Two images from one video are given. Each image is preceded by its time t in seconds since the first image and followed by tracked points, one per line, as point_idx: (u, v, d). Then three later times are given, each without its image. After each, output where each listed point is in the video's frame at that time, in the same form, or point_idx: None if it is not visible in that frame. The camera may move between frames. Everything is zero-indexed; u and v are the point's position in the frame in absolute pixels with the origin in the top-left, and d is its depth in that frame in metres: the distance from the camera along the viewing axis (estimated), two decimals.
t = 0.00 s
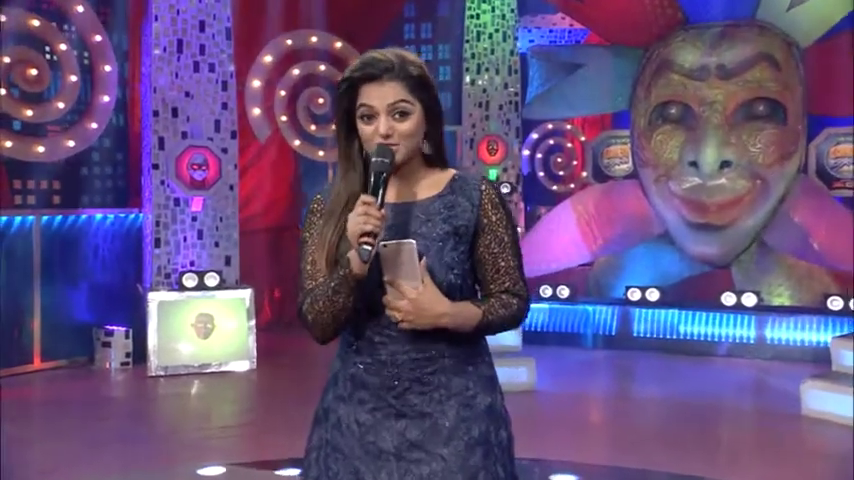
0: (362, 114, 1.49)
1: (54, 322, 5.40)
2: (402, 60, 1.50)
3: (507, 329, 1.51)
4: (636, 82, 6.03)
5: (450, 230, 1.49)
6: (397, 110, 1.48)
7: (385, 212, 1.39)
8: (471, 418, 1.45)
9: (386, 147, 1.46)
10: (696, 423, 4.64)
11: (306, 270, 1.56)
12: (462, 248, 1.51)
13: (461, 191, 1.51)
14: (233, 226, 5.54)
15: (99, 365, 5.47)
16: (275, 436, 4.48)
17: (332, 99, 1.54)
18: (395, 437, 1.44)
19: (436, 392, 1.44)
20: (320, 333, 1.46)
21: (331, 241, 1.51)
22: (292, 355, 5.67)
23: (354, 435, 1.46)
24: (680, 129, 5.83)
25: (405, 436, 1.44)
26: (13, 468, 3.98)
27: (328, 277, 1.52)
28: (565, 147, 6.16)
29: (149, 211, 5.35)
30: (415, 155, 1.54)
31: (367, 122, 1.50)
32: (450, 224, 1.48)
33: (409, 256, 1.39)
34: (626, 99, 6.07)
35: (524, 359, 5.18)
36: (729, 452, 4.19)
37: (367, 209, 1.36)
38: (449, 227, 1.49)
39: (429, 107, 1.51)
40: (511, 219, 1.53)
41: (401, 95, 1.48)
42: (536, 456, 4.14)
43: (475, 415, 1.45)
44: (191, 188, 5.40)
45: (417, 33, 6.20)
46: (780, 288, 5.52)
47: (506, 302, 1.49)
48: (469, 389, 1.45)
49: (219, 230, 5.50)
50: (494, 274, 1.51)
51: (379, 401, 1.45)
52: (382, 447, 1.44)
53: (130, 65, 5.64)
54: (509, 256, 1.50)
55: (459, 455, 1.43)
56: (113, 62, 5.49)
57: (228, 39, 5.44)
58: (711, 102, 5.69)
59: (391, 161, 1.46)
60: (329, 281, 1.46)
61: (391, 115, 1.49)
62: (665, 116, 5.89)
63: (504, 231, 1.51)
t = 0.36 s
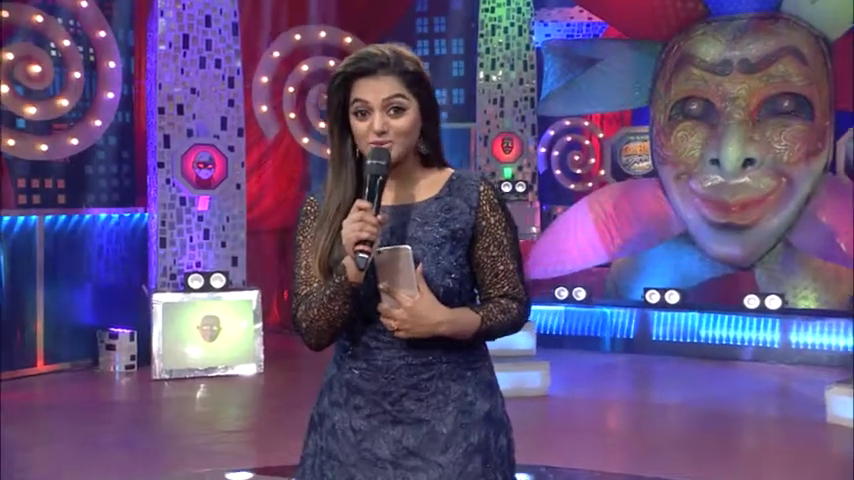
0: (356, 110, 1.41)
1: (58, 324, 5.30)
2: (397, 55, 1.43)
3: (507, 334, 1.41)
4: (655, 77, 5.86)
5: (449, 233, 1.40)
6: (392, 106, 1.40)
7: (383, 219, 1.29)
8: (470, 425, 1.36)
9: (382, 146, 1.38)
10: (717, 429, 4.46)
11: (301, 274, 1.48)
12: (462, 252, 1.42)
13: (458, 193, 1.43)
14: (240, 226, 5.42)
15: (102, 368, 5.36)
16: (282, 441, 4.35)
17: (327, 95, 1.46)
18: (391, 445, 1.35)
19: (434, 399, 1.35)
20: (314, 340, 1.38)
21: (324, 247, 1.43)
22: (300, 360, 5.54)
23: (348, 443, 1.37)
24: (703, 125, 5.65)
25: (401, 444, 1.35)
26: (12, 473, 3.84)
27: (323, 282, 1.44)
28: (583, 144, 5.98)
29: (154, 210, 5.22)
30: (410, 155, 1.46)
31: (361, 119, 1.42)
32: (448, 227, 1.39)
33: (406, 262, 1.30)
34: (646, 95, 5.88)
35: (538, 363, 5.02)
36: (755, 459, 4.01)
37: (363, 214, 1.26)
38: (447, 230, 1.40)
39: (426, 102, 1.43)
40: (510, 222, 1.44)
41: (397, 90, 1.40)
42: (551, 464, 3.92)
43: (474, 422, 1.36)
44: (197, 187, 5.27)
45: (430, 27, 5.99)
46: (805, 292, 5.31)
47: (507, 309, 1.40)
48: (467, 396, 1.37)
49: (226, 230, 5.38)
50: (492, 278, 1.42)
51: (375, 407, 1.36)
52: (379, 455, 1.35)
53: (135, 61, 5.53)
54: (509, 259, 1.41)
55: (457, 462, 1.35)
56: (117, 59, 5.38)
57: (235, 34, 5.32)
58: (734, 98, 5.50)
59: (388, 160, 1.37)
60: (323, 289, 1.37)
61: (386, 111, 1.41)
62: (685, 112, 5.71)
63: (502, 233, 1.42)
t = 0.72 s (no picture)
0: (354, 107, 1.37)
1: (66, 329, 5.24)
2: (399, 55, 1.38)
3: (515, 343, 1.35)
4: (674, 77, 5.70)
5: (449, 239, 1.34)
6: (392, 104, 1.35)
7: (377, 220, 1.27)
8: (469, 434, 1.32)
9: (378, 145, 1.33)
10: (739, 439, 4.31)
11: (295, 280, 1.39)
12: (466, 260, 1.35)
13: (457, 195, 1.36)
14: (250, 229, 5.33)
15: (111, 373, 5.30)
16: (291, 447, 4.25)
17: (322, 94, 1.40)
18: (389, 455, 1.31)
19: (432, 407, 1.31)
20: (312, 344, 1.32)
21: (321, 247, 1.36)
22: (312, 367, 5.45)
23: (346, 453, 1.33)
24: (724, 125, 5.48)
25: (400, 453, 1.31)
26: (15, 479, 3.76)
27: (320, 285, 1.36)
28: (601, 145, 5.85)
29: (163, 213, 5.15)
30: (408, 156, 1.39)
31: (359, 117, 1.37)
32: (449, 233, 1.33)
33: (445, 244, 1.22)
34: (667, 95, 5.73)
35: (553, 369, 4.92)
36: (779, 469, 3.85)
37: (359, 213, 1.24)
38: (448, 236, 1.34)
39: (426, 105, 1.39)
40: (512, 226, 1.38)
41: (398, 88, 1.35)
42: (565, 474, 3.77)
43: (474, 431, 1.32)
44: (206, 189, 5.19)
45: (444, 26, 5.90)
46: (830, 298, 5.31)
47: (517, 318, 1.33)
48: (467, 404, 1.32)
49: (235, 233, 5.29)
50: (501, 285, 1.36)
51: (373, 415, 1.31)
52: (377, 464, 1.31)
53: (145, 63, 5.46)
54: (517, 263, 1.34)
55: (457, 473, 1.31)
56: (126, 60, 5.31)
57: (245, 34, 5.24)
58: (757, 97, 5.36)
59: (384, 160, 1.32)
60: (320, 291, 1.31)
61: (385, 109, 1.36)
62: (706, 112, 5.54)
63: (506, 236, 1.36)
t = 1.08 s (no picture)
0: (353, 108, 1.41)
1: (76, 334, 5.19)
2: (400, 53, 1.43)
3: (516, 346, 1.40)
4: (695, 77, 5.60)
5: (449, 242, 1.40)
6: (392, 104, 1.39)
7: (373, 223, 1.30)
8: (469, 445, 1.35)
9: (377, 145, 1.38)
10: (764, 449, 4.17)
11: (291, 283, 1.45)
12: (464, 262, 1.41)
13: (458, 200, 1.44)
14: (261, 232, 5.25)
15: (121, 379, 5.25)
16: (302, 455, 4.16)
17: (321, 92, 1.45)
18: (387, 465, 1.34)
19: (431, 416, 1.34)
20: (305, 352, 1.37)
21: (318, 250, 1.42)
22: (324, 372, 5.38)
23: (344, 464, 1.36)
24: (747, 127, 5.32)
25: (399, 464, 1.34)
26: None
27: (315, 289, 1.42)
28: (620, 147, 5.83)
29: (174, 217, 5.08)
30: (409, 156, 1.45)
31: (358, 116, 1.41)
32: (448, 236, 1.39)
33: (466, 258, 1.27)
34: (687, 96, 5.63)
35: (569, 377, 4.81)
36: None
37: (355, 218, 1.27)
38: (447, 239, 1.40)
39: (427, 105, 1.43)
40: (515, 229, 1.45)
41: (398, 90, 1.39)
42: None
43: (474, 441, 1.35)
44: (217, 193, 5.12)
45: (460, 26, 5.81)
46: None
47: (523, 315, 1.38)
48: (467, 413, 1.35)
49: (247, 237, 5.22)
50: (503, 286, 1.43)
51: (371, 425, 1.35)
52: (373, 476, 1.34)
53: (157, 65, 5.41)
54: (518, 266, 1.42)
55: None
56: (136, 62, 5.25)
57: (257, 35, 5.16)
58: (782, 98, 5.18)
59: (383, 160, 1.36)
60: (315, 293, 1.35)
61: (384, 109, 1.40)
62: (729, 113, 5.39)
63: (510, 242, 1.43)
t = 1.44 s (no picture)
0: (349, 114, 1.45)
1: (90, 337, 5.19)
2: (394, 55, 1.46)
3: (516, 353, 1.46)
4: (717, 77, 5.42)
5: (445, 250, 1.44)
6: (386, 110, 1.43)
7: (370, 235, 1.36)
8: (467, 450, 1.43)
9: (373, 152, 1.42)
10: (789, 457, 4.06)
11: (291, 288, 1.52)
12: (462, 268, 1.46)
13: (457, 206, 1.47)
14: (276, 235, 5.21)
15: (134, 382, 5.23)
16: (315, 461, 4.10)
17: (316, 96, 1.49)
18: (386, 469, 1.42)
19: (430, 422, 1.42)
20: (303, 362, 1.44)
21: (316, 258, 1.47)
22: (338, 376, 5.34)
23: (344, 468, 1.44)
24: (771, 126, 5.06)
25: (397, 468, 1.42)
26: None
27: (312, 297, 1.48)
28: (641, 148, 5.73)
29: (187, 219, 5.06)
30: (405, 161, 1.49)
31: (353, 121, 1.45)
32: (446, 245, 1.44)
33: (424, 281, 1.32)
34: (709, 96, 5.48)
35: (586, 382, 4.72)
36: None
37: (351, 231, 1.33)
38: (445, 247, 1.44)
39: (423, 108, 1.47)
40: (516, 237, 1.49)
41: (392, 95, 1.43)
42: None
43: (474, 446, 1.43)
44: (231, 195, 5.08)
45: (478, 26, 5.69)
46: None
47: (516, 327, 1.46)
48: (466, 419, 1.43)
49: (260, 239, 5.18)
50: (501, 292, 1.48)
51: (370, 431, 1.43)
52: None
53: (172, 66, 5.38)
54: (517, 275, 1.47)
55: None
56: (150, 63, 5.22)
57: (271, 36, 5.12)
58: (805, 97, 4.87)
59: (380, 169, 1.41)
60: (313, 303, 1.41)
61: (379, 114, 1.44)
62: (752, 113, 5.14)
63: (509, 247, 1.47)
